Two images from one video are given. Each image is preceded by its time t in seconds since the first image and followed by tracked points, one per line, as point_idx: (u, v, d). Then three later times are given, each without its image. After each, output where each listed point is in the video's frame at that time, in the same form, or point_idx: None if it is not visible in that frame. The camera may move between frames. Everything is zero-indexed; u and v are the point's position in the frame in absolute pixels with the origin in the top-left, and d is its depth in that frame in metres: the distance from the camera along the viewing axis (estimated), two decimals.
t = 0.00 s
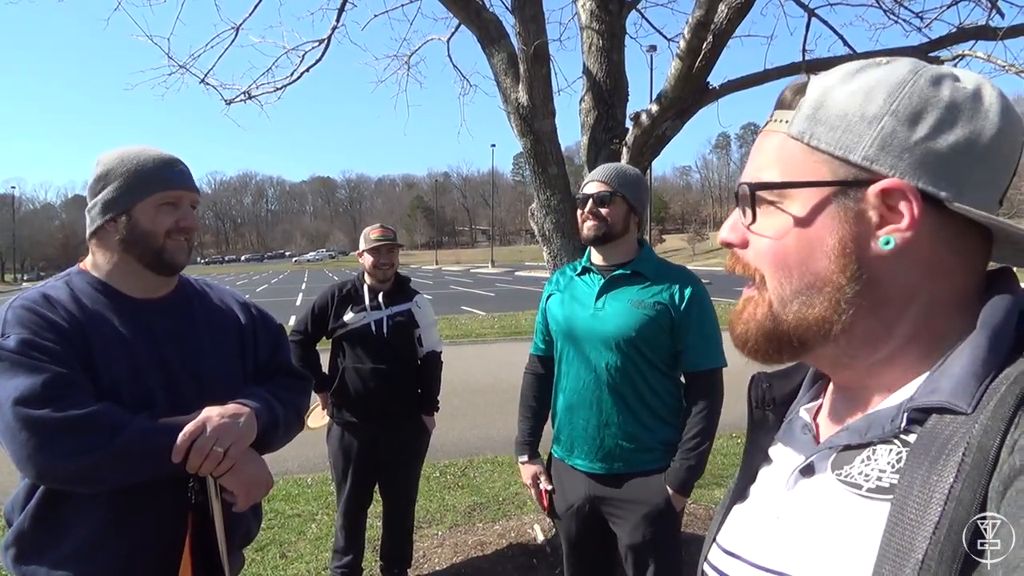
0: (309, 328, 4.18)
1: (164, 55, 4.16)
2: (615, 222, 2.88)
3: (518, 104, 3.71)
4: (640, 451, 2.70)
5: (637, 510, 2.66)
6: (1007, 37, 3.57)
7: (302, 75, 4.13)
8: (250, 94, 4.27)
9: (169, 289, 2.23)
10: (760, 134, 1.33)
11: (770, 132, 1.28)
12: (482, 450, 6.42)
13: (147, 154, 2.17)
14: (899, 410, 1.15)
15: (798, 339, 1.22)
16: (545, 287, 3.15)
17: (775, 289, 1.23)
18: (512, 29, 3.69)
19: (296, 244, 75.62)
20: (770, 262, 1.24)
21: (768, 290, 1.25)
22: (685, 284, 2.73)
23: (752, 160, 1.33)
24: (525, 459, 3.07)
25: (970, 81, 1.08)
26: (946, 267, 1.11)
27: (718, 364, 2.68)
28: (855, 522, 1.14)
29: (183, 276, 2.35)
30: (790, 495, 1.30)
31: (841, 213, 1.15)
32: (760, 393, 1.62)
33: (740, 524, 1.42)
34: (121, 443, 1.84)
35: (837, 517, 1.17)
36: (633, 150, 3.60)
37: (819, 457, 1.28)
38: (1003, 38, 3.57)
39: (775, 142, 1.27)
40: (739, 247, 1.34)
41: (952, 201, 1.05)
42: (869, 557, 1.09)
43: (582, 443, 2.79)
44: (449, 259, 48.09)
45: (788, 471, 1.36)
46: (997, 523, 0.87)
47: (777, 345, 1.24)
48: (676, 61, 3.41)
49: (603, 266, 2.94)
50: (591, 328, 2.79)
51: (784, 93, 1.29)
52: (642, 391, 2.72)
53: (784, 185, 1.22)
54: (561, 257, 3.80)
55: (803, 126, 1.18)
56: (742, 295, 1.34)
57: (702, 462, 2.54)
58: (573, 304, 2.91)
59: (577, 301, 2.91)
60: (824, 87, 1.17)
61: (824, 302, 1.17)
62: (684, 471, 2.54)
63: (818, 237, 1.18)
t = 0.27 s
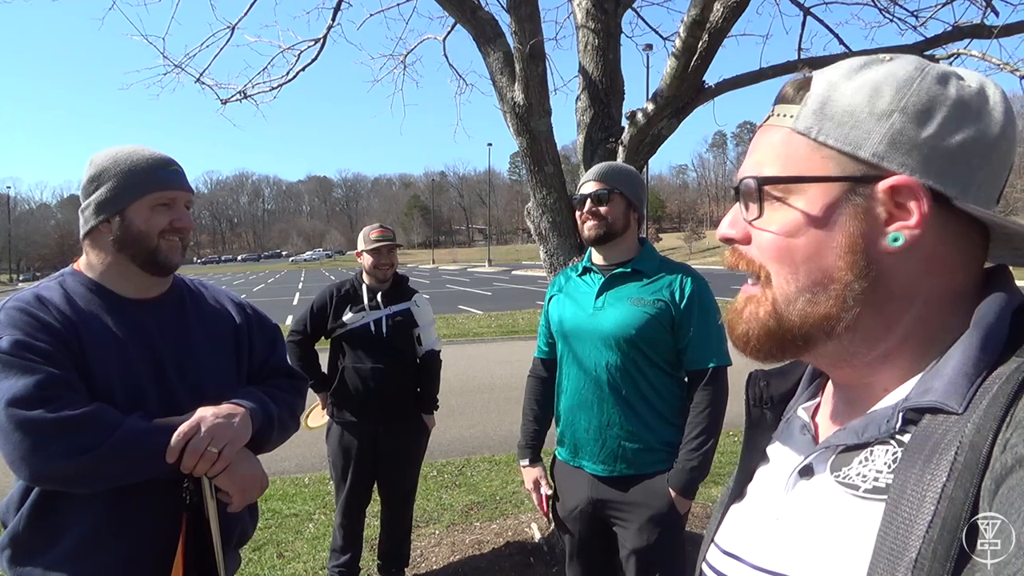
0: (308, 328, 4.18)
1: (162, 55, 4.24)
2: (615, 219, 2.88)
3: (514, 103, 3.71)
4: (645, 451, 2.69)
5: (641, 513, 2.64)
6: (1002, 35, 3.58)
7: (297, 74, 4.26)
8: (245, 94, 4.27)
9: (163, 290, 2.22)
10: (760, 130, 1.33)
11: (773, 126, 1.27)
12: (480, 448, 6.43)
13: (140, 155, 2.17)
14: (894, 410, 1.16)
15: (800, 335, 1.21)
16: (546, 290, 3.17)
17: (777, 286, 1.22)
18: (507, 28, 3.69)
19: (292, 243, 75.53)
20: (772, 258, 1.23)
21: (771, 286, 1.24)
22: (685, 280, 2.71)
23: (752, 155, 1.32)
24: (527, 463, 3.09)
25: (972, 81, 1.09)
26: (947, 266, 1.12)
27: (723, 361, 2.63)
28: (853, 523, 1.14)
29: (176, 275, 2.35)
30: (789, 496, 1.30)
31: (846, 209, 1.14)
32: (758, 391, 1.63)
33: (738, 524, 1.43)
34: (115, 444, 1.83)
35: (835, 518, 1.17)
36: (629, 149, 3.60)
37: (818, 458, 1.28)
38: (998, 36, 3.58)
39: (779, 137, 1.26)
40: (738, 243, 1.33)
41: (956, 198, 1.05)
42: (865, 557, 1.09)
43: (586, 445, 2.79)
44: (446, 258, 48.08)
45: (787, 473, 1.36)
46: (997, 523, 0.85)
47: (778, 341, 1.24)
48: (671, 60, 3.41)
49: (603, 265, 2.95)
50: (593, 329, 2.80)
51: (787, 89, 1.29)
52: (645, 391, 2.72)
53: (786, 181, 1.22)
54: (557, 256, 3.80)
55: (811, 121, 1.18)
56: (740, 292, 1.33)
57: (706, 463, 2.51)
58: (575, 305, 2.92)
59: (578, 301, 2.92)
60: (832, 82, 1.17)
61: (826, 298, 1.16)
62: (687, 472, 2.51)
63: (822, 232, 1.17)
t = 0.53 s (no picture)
0: (308, 328, 4.19)
1: (157, 54, 4.22)
2: (614, 218, 2.88)
3: (510, 102, 3.71)
4: (638, 452, 2.69)
5: (636, 514, 2.63)
6: (997, 34, 3.59)
7: (294, 73, 4.21)
8: (241, 93, 4.26)
9: (155, 290, 2.21)
10: (811, 109, 1.28)
11: (842, 102, 1.22)
12: (477, 448, 6.42)
13: (129, 152, 2.15)
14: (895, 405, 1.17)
15: (868, 322, 1.13)
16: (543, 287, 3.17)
17: (851, 266, 1.12)
18: (503, 27, 3.69)
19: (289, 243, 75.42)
20: (846, 238, 1.14)
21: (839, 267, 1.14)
22: (681, 280, 2.72)
23: (813, 133, 1.25)
24: (523, 462, 3.07)
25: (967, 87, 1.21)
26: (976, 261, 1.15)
27: (719, 361, 2.62)
28: (846, 519, 1.14)
29: (168, 275, 2.33)
30: (783, 494, 1.30)
31: (931, 194, 1.11)
32: (751, 393, 1.64)
33: (733, 523, 1.43)
34: (109, 444, 1.82)
35: (829, 514, 1.17)
36: (625, 148, 3.60)
37: (811, 455, 1.28)
38: (993, 35, 3.59)
39: (847, 115, 1.21)
40: (789, 222, 1.22)
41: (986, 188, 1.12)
42: (858, 554, 1.09)
43: (580, 445, 2.79)
44: (442, 258, 48.05)
45: (781, 470, 1.36)
46: (997, 522, 0.85)
47: (846, 328, 1.14)
48: (667, 59, 3.41)
49: (599, 265, 2.95)
50: (587, 328, 2.80)
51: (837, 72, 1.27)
52: (638, 390, 2.72)
53: (866, 157, 1.15)
54: (553, 256, 3.80)
55: (894, 96, 1.15)
56: (786, 275, 1.22)
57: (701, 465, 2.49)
58: (569, 303, 2.93)
59: (573, 300, 2.92)
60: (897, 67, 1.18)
61: (903, 284, 1.10)
62: (681, 474, 2.49)
63: (903, 215, 1.11)
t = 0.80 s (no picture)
0: (311, 326, 4.16)
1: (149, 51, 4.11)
2: (610, 217, 2.87)
3: (506, 100, 3.70)
4: (619, 449, 2.68)
5: (614, 509, 2.63)
6: (992, 33, 3.59)
7: (290, 72, 4.11)
8: (237, 92, 4.25)
9: (150, 289, 2.20)
10: (843, 99, 1.24)
11: (881, 93, 1.20)
12: (474, 446, 6.41)
13: (122, 151, 2.14)
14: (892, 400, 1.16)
15: (926, 314, 1.11)
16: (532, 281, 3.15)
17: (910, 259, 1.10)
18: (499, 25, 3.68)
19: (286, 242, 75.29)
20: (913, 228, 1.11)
21: (908, 256, 1.10)
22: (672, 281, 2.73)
23: (857, 123, 1.22)
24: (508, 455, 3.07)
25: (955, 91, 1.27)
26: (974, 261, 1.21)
27: (703, 364, 2.65)
28: (843, 514, 1.14)
29: (163, 274, 2.32)
30: (778, 490, 1.30)
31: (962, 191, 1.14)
32: (742, 389, 1.64)
33: (726, 519, 1.42)
34: (104, 444, 1.81)
35: (825, 510, 1.16)
36: (622, 147, 3.60)
37: (806, 450, 1.28)
38: (989, 33, 3.59)
39: (887, 107, 1.20)
40: (846, 210, 1.16)
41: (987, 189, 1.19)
42: (856, 551, 1.08)
43: (563, 441, 2.79)
44: (439, 256, 48.01)
45: (774, 466, 1.36)
46: (997, 522, 0.83)
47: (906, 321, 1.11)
48: (664, 57, 3.40)
49: (590, 262, 2.95)
50: (576, 326, 2.79)
51: (863, 66, 1.26)
52: (624, 390, 2.71)
53: (922, 149, 1.15)
54: (550, 254, 3.79)
55: (929, 91, 1.17)
56: (841, 264, 1.16)
57: (681, 463, 2.51)
58: (560, 298, 2.91)
59: (563, 296, 2.91)
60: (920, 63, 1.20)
61: (956, 275, 1.11)
62: (660, 472, 2.51)
63: (952, 209, 1.13)
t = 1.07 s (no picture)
0: (315, 325, 4.16)
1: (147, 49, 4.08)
2: (600, 217, 2.87)
3: (503, 99, 3.70)
4: (599, 442, 2.69)
5: (596, 504, 2.64)
6: (988, 31, 3.60)
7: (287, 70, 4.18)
8: (234, 91, 4.25)
9: (146, 288, 2.20)
10: (842, 97, 1.24)
11: (878, 92, 1.20)
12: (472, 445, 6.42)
13: (116, 149, 2.13)
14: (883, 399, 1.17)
15: (919, 315, 1.12)
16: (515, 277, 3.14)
17: (909, 261, 1.10)
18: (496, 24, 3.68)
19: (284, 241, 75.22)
20: (907, 229, 1.11)
21: (902, 259, 1.10)
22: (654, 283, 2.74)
23: (855, 121, 1.21)
24: (484, 445, 3.09)
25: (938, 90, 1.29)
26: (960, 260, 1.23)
27: (681, 364, 2.68)
28: (833, 514, 1.14)
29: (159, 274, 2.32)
30: (769, 490, 1.30)
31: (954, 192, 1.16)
32: (730, 389, 1.65)
33: (717, 519, 1.43)
34: (98, 443, 1.81)
35: (816, 510, 1.17)
36: (618, 145, 3.60)
37: (796, 452, 1.28)
38: (986, 32, 3.59)
39: (885, 105, 1.20)
40: (844, 211, 1.15)
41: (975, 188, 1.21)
42: (846, 551, 1.09)
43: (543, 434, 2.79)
44: (438, 255, 48.00)
45: (765, 466, 1.36)
46: (998, 522, 0.80)
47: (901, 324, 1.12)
48: (660, 56, 3.40)
49: (575, 260, 2.93)
50: (561, 322, 2.78)
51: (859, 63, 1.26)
52: (605, 386, 2.72)
53: (916, 150, 1.16)
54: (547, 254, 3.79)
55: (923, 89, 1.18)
56: (837, 269, 1.15)
57: (661, 460, 2.52)
58: (545, 295, 2.90)
59: (548, 292, 2.90)
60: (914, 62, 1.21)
61: (945, 275, 1.12)
62: (641, 467, 2.52)
63: (942, 210, 1.14)
